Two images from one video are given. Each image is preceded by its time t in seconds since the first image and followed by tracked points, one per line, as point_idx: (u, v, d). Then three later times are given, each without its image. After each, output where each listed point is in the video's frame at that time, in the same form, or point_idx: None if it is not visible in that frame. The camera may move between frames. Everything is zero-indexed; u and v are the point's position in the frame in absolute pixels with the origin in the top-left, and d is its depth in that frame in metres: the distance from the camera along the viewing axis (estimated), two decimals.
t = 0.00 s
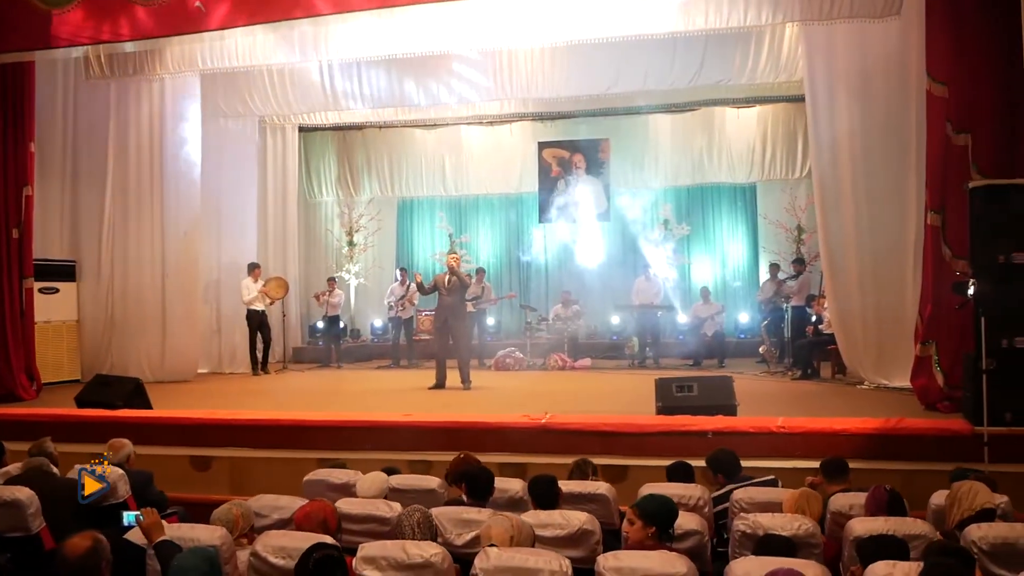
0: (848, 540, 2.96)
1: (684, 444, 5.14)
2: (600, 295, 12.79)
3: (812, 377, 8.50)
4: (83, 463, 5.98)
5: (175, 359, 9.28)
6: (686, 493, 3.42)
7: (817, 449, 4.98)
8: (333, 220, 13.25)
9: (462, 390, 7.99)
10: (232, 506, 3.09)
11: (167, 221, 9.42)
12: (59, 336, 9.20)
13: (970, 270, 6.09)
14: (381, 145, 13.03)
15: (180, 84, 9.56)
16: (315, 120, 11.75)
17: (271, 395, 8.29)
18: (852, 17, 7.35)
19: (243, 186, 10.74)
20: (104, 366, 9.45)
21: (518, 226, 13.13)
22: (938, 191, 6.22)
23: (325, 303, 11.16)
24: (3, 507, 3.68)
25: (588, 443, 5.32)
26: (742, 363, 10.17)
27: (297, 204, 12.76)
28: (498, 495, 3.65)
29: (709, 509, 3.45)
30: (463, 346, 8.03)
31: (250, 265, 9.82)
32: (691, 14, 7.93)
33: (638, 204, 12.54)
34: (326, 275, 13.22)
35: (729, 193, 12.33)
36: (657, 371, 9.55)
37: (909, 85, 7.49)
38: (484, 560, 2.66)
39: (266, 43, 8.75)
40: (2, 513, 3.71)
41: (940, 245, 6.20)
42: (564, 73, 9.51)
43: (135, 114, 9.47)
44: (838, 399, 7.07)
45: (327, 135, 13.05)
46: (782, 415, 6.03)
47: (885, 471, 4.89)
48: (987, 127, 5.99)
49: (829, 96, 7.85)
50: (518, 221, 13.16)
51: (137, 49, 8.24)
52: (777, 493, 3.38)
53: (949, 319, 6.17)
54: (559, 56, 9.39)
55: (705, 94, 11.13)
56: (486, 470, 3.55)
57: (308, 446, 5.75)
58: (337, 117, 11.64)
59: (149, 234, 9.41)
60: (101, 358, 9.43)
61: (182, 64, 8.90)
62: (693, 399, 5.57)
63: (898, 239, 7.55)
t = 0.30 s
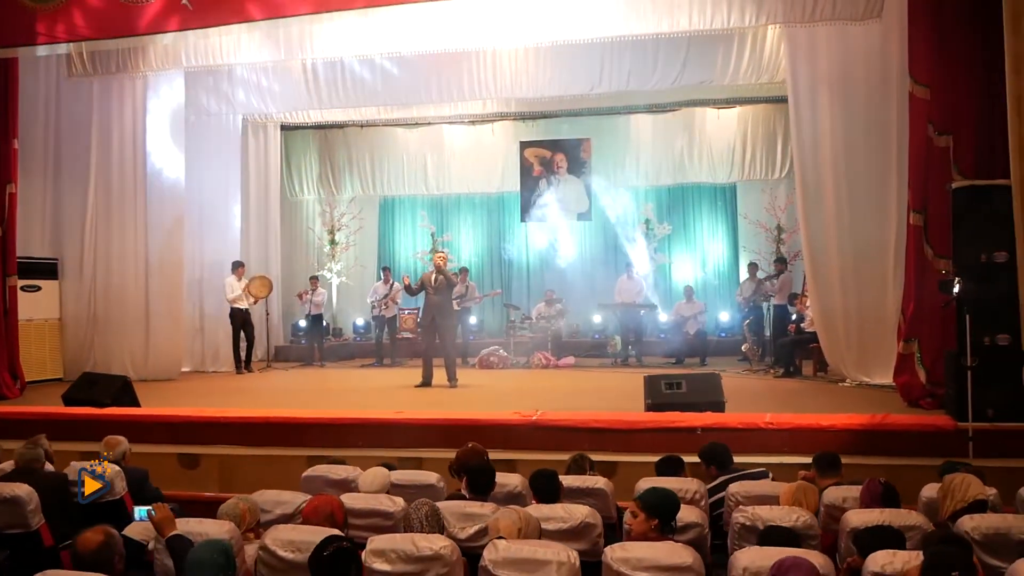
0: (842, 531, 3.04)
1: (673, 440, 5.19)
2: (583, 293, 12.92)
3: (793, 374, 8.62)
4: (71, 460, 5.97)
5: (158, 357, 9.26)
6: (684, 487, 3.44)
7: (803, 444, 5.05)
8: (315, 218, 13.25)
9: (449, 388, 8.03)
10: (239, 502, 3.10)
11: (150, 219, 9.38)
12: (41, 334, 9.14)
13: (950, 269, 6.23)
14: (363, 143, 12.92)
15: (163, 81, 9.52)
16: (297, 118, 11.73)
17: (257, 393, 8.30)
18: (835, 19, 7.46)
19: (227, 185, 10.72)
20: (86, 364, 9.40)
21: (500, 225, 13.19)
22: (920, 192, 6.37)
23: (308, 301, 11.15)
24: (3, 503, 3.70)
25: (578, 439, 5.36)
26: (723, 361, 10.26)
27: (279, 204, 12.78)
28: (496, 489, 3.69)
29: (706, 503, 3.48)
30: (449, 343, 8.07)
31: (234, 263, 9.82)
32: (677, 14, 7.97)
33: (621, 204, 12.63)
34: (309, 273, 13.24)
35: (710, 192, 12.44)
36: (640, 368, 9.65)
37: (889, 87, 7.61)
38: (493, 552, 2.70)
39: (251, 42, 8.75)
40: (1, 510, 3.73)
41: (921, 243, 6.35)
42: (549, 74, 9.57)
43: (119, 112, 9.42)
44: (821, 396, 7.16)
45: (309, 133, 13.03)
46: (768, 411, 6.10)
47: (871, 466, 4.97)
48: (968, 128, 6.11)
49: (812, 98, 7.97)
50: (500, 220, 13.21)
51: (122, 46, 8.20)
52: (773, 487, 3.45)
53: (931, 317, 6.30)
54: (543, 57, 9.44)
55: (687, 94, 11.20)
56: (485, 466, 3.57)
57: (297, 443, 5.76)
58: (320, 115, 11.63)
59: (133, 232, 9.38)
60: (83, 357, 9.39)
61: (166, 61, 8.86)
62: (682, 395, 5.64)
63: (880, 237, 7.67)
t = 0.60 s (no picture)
0: (846, 525, 3.07)
1: (670, 437, 5.23)
2: (572, 293, 13.03)
3: (783, 373, 8.71)
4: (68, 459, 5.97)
5: (150, 357, 9.25)
6: (688, 482, 3.51)
7: (799, 441, 5.11)
8: (304, 218, 13.24)
9: (442, 386, 8.07)
10: (254, 498, 3.16)
11: (142, 218, 9.37)
12: (32, 333, 9.12)
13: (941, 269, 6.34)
14: (351, 142, 12.87)
15: (155, 81, 9.52)
16: (287, 118, 11.72)
17: (251, 392, 8.31)
18: (825, 21, 7.56)
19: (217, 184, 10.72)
20: (77, 364, 9.38)
21: (489, 225, 13.32)
22: (909, 193, 6.47)
23: (299, 300, 11.16)
24: (12, 501, 3.72)
25: (575, 437, 5.39)
26: (713, 361, 10.35)
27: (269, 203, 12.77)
28: (503, 485, 3.73)
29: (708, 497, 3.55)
30: (442, 343, 8.11)
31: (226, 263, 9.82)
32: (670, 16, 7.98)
33: (609, 205, 12.75)
34: (298, 273, 13.22)
35: (698, 192, 12.62)
36: (631, 367, 9.72)
37: (878, 89, 7.72)
38: (509, 545, 2.76)
39: (244, 42, 8.79)
40: (10, 508, 3.74)
41: (912, 243, 6.46)
42: (540, 75, 9.61)
43: (110, 110, 9.40)
44: (813, 394, 7.24)
45: (297, 132, 12.98)
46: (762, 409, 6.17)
47: (866, 463, 5.04)
48: (957, 130, 6.22)
49: (802, 99, 8.08)
50: (488, 220, 13.33)
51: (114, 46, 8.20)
52: (776, 482, 3.52)
53: (921, 316, 6.41)
54: (534, 58, 9.48)
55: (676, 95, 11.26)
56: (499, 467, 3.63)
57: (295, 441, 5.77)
58: (309, 115, 11.63)
59: (124, 231, 9.36)
60: (73, 357, 9.35)
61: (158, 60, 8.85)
62: (678, 392, 5.72)
63: (869, 237, 7.78)
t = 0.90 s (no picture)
0: (857, 520, 3.11)
1: (674, 435, 5.29)
2: (568, 293, 13.09)
3: (781, 372, 8.80)
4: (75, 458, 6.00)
5: (151, 356, 9.28)
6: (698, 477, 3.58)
7: (801, 439, 5.18)
8: (301, 219, 13.26)
9: (444, 384, 8.13)
10: (279, 495, 3.22)
11: (143, 218, 9.40)
12: (32, 333, 9.14)
13: (940, 269, 6.44)
14: (348, 142, 12.91)
15: (156, 81, 9.55)
16: (285, 118, 11.75)
17: (253, 391, 8.35)
18: (823, 25, 7.65)
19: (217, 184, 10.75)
20: (77, 364, 9.40)
21: (485, 224, 13.38)
22: (908, 194, 6.56)
23: (297, 299, 11.20)
24: (32, 497, 3.78)
25: (580, 435, 5.43)
26: (710, 359, 10.43)
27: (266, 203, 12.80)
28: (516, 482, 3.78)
29: (718, 494, 3.62)
30: (444, 342, 8.17)
31: (226, 262, 9.86)
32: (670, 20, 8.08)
33: (605, 205, 12.82)
34: (295, 272, 13.23)
35: (693, 193, 12.70)
36: (629, 366, 9.81)
37: (875, 91, 7.81)
38: (532, 539, 2.82)
39: (246, 42, 8.83)
40: (30, 505, 3.80)
41: (911, 244, 6.55)
42: (538, 76, 9.66)
43: (111, 110, 9.42)
44: (812, 393, 7.32)
45: (295, 132, 13.00)
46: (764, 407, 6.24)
47: (868, 460, 5.11)
48: (955, 132, 6.32)
49: (801, 102, 8.18)
50: (484, 220, 13.38)
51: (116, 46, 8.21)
52: (786, 479, 3.59)
53: (919, 315, 6.50)
54: (533, 60, 9.54)
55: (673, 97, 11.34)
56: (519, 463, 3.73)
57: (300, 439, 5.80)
58: (307, 115, 11.66)
59: (125, 231, 9.38)
60: (74, 357, 9.35)
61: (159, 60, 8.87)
62: (680, 390, 5.79)
63: (866, 237, 7.87)
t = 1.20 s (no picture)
0: (873, 514, 3.17)
1: (685, 433, 5.35)
2: (570, 293, 13.17)
3: (785, 371, 8.88)
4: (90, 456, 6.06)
5: (159, 355, 9.34)
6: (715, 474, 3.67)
7: (809, 436, 5.25)
8: (304, 219, 13.31)
9: (451, 383, 8.19)
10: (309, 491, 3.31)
11: (151, 217, 9.46)
12: (41, 332, 9.20)
13: (946, 269, 6.53)
14: (351, 143, 12.98)
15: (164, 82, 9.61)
16: (290, 119, 11.81)
17: (262, 389, 8.41)
18: (827, 28, 7.73)
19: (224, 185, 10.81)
20: (85, 363, 9.45)
21: (488, 224, 13.45)
22: (913, 195, 6.64)
23: (303, 299, 11.26)
24: (59, 494, 3.79)
25: (592, 433, 5.48)
26: (713, 359, 10.53)
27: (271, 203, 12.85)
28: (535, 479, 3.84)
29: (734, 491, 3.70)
30: (451, 341, 8.23)
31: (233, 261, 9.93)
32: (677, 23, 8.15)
33: (608, 206, 12.90)
34: (299, 272, 13.28)
35: (695, 194, 12.80)
36: (634, 365, 9.88)
37: (880, 94, 7.90)
38: (559, 533, 2.88)
39: (255, 44, 8.91)
40: (56, 503, 3.82)
41: (916, 244, 6.63)
42: (544, 78, 9.72)
43: (120, 111, 9.48)
44: (817, 391, 7.40)
45: (299, 133, 13.04)
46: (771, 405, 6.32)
47: (875, 457, 5.18)
48: (959, 135, 6.41)
49: (805, 104, 8.27)
50: (487, 220, 13.46)
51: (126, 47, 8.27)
52: (800, 475, 3.66)
53: (924, 315, 6.59)
54: (538, 62, 9.60)
55: (676, 99, 11.42)
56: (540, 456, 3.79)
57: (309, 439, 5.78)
58: (312, 116, 11.72)
59: (133, 231, 9.44)
60: (83, 356, 9.39)
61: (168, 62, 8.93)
62: (690, 388, 5.86)
63: (870, 239, 7.96)
